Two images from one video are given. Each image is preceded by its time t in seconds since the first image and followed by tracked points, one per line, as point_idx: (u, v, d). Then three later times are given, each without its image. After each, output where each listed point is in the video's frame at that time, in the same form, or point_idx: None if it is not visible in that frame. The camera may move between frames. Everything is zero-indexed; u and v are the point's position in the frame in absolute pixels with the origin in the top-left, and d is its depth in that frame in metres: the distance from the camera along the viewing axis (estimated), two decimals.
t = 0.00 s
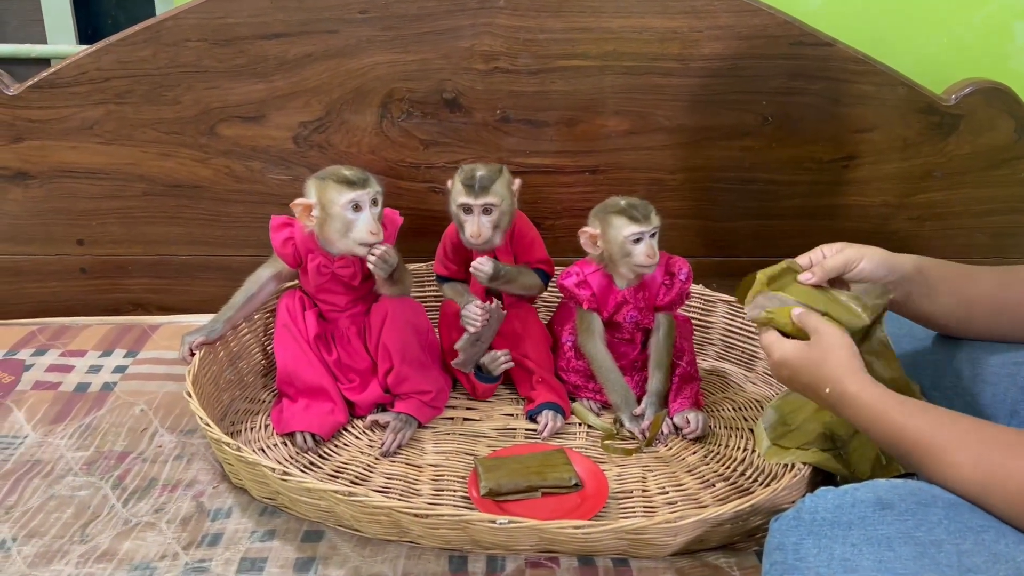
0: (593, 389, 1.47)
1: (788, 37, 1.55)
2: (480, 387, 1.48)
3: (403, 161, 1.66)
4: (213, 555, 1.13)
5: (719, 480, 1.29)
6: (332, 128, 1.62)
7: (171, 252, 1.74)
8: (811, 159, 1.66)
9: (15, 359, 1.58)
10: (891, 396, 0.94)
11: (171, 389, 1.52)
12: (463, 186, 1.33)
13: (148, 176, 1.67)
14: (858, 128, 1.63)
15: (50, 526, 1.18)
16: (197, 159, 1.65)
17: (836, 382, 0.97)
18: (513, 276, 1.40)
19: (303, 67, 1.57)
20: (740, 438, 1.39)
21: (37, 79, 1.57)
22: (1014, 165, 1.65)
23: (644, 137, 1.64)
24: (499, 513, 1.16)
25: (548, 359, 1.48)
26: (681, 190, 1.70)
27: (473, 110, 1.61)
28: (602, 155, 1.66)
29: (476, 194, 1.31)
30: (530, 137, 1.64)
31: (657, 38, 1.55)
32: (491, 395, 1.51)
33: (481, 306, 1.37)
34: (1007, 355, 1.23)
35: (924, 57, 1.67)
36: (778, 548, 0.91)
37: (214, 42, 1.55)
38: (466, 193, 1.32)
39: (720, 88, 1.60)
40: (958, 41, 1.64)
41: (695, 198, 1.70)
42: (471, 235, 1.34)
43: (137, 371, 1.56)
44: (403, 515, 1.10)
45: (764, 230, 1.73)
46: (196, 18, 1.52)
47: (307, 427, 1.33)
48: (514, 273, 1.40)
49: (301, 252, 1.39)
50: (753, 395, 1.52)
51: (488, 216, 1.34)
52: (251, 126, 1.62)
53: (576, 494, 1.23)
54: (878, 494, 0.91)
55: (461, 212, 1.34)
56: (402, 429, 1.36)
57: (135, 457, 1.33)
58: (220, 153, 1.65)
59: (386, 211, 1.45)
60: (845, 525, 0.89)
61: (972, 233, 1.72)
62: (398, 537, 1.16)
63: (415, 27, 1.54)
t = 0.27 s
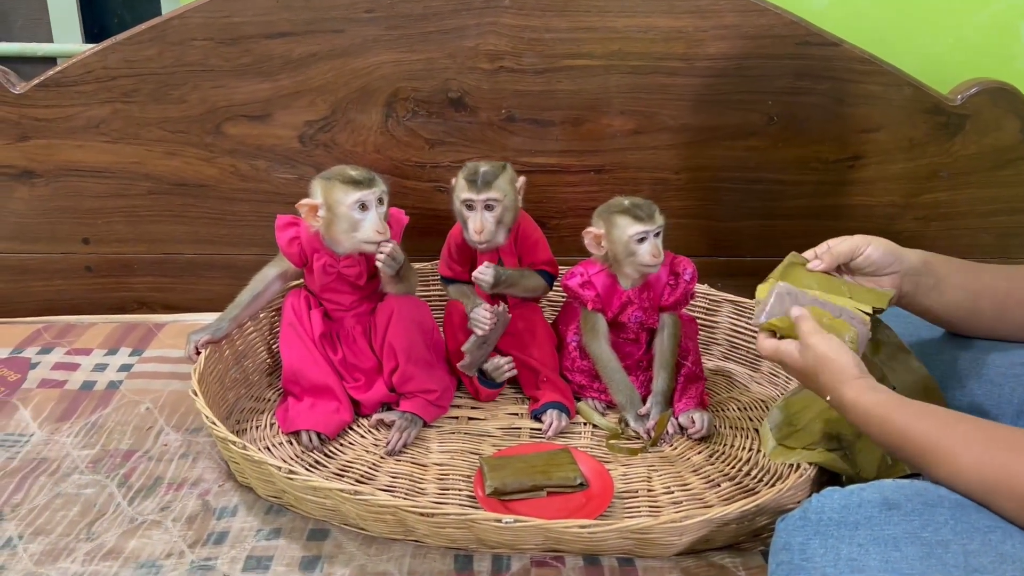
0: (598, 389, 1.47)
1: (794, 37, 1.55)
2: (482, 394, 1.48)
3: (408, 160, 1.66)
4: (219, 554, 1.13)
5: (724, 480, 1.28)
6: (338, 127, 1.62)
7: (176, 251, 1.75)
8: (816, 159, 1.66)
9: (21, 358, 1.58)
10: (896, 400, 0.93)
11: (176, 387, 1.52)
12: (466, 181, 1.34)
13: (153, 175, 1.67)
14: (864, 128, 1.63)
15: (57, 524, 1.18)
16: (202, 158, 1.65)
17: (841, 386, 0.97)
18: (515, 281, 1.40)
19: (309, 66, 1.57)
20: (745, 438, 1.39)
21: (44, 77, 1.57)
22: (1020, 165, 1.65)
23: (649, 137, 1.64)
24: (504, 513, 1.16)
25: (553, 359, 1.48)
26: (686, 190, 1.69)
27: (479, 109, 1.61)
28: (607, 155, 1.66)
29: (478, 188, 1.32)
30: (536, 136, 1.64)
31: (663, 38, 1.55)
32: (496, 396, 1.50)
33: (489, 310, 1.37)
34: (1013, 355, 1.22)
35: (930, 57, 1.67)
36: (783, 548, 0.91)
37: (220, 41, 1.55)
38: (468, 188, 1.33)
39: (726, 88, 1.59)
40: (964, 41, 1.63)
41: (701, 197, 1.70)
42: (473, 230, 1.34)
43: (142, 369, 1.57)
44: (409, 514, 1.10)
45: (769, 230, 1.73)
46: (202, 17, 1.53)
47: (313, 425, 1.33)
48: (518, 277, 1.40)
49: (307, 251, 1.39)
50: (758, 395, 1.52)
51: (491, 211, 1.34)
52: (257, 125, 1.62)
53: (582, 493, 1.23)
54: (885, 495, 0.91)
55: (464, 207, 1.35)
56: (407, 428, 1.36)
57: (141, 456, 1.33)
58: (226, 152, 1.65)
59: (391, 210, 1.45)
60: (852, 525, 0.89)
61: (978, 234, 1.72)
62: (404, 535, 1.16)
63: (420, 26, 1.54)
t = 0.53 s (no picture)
0: (600, 388, 1.47)
1: (797, 37, 1.55)
2: (483, 404, 1.47)
3: (411, 159, 1.66)
4: (222, 552, 1.13)
5: (726, 480, 1.28)
6: (341, 126, 1.63)
7: (180, 249, 1.75)
8: (819, 159, 1.66)
9: (25, 356, 1.59)
10: (894, 401, 0.95)
11: (179, 386, 1.52)
12: (469, 165, 1.36)
13: (157, 174, 1.67)
14: (867, 128, 1.63)
15: (60, 521, 1.18)
16: (206, 157, 1.66)
17: (839, 387, 0.98)
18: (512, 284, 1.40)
19: (312, 65, 1.57)
20: (747, 438, 1.39)
21: (48, 76, 1.57)
22: None
23: (652, 137, 1.64)
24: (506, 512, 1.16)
25: (555, 359, 1.48)
26: (689, 189, 1.69)
27: (482, 109, 1.61)
28: (610, 154, 1.66)
29: (479, 170, 1.34)
30: (538, 136, 1.64)
31: (666, 38, 1.55)
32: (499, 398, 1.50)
33: (492, 317, 1.38)
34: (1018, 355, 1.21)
35: (934, 58, 1.66)
36: (786, 548, 0.91)
37: (223, 41, 1.55)
38: (470, 170, 1.34)
39: (729, 87, 1.59)
40: (967, 41, 1.63)
41: (703, 197, 1.70)
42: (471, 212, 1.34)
43: (146, 368, 1.57)
44: (411, 512, 1.11)
45: (772, 230, 1.73)
46: (206, 16, 1.53)
47: (316, 424, 1.33)
48: (514, 281, 1.40)
49: (309, 251, 1.39)
50: (761, 395, 1.51)
51: (490, 196, 1.35)
52: (260, 124, 1.63)
53: (584, 493, 1.23)
54: (887, 495, 0.91)
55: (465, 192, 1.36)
56: (409, 427, 1.36)
57: (144, 454, 1.33)
58: (229, 151, 1.65)
59: (393, 209, 1.44)
60: (854, 525, 0.88)
61: (981, 234, 1.72)
62: (405, 534, 1.16)
63: (424, 26, 1.55)
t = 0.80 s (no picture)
0: (602, 388, 1.47)
1: (800, 37, 1.55)
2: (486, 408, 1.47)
3: (414, 159, 1.67)
4: (225, 550, 1.13)
5: (728, 480, 1.28)
6: (344, 126, 1.63)
7: (183, 249, 1.75)
8: (822, 159, 1.66)
9: (28, 355, 1.59)
10: (888, 409, 0.93)
11: (182, 385, 1.52)
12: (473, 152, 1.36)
13: (160, 173, 1.67)
14: (870, 128, 1.63)
15: (63, 520, 1.19)
16: (209, 157, 1.66)
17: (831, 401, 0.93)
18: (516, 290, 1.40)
19: (316, 65, 1.58)
20: (749, 438, 1.39)
21: (51, 75, 1.57)
22: None
23: (655, 137, 1.64)
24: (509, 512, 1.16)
25: (558, 359, 1.48)
26: (691, 190, 1.70)
27: (485, 109, 1.62)
28: (613, 154, 1.66)
29: (480, 157, 1.34)
30: (541, 136, 1.65)
31: (669, 38, 1.55)
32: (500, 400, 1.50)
33: (499, 319, 1.38)
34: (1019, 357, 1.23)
35: (936, 58, 1.66)
36: (788, 548, 0.91)
37: (227, 40, 1.55)
38: (473, 158, 1.35)
39: (732, 88, 1.60)
40: (970, 41, 1.63)
41: (706, 197, 1.70)
42: (466, 196, 1.35)
43: (149, 367, 1.57)
44: (414, 512, 1.11)
45: (774, 230, 1.73)
46: (209, 16, 1.53)
47: (318, 424, 1.34)
48: (518, 288, 1.39)
49: (311, 250, 1.39)
50: (762, 395, 1.51)
51: (486, 184, 1.35)
52: (264, 124, 1.63)
53: (586, 492, 1.23)
54: (888, 495, 0.91)
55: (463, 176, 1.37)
56: (412, 427, 1.36)
57: (146, 453, 1.34)
58: (232, 150, 1.65)
59: (394, 207, 1.45)
60: (856, 525, 0.88)
61: (984, 234, 1.72)
62: (408, 534, 1.16)
63: (427, 26, 1.55)
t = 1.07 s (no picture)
0: (604, 389, 1.47)
1: (803, 38, 1.55)
2: (488, 409, 1.47)
3: (417, 159, 1.67)
4: (227, 550, 1.13)
5: (730, 482, 1.28)
6: (346, 126, 1.63)
7: (185, 248, 1.75)
8: (824, 160, 1.66)
9: (31, 354, 1.59)
10: (865, 391, 0.90)
11: (185, 385, 1.52)
12: (475, 151, 1.36)
13: (163, 173, 1.68)
14: (872, 129, 1.63)
15: (66, 519, 1.19)
16: (212, 157, 1.66)
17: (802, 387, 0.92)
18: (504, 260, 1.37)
19: (319, 65, 1.58)
20: (751, 439, 1.39)
21: (55, 75, 1.58)
22: None
23: (657, 138, 1.64)
24: (511, 512, 1.16)
25: (560, 359, 1.48)
26: (694, 190, 1.70)
27: (487, 109, 1.62)
28: (615, 155, 1.66)
29: (484, 156, 1.34)
30: (544, 136, 1.65)
31: (672, 39, 1.55)
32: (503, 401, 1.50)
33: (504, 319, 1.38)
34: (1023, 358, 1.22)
35: (939, 59, 1.66)
36: (789, 548, 0.92)
37: (230, 41, 1.56)
38: (474, 157, 1.35)
39: (734, 89, 1.60)
40: (973, 42, 1.63)
41: (708, 198, 1.70)
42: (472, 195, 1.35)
43: (151, 366, 1.57)
44: (416, 512, 1.11)
45: (777, 230, 1.73)
46: (213, 16, 1.53)
47: (320, 423, 1.34)
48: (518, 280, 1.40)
49: (313, 249, 1.39)
50: (765, 396, 1.51)
51: (492, 181, 1.35)
52: (267, 124, 1.63)
53: (588, 493, 1.23)
54: (888, 495, 0.91)
55: (468, 175, 1.37)
56: (414, 427, 1.36)
57: (149, 453, 1.34)
58: (236, 150, 1.65)
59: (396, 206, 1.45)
60: (857, 524, 0.88)
61: (987, 235, 1.72)
62: (410, 534, 1.16)
63: (430, 26, 1.55)
